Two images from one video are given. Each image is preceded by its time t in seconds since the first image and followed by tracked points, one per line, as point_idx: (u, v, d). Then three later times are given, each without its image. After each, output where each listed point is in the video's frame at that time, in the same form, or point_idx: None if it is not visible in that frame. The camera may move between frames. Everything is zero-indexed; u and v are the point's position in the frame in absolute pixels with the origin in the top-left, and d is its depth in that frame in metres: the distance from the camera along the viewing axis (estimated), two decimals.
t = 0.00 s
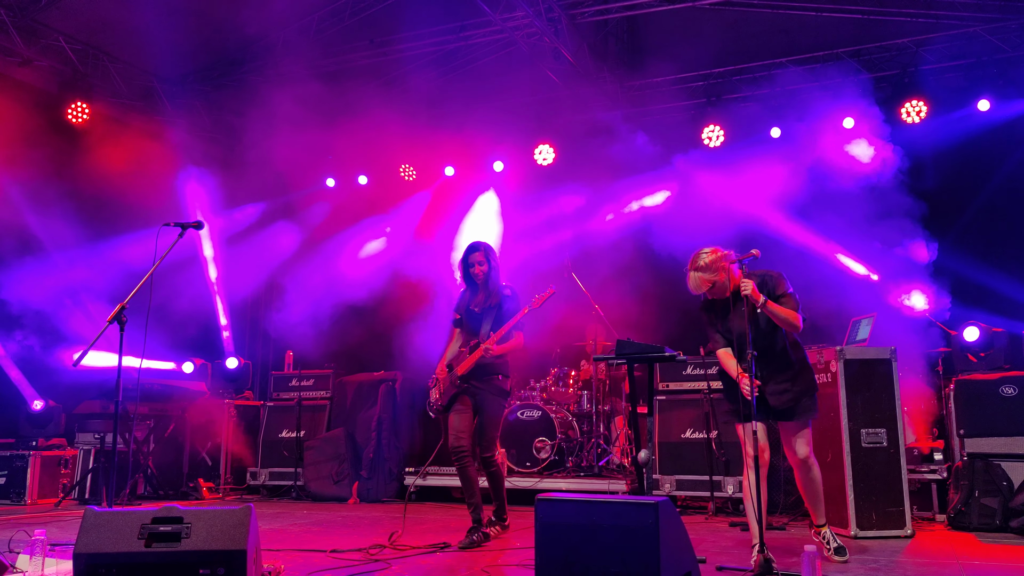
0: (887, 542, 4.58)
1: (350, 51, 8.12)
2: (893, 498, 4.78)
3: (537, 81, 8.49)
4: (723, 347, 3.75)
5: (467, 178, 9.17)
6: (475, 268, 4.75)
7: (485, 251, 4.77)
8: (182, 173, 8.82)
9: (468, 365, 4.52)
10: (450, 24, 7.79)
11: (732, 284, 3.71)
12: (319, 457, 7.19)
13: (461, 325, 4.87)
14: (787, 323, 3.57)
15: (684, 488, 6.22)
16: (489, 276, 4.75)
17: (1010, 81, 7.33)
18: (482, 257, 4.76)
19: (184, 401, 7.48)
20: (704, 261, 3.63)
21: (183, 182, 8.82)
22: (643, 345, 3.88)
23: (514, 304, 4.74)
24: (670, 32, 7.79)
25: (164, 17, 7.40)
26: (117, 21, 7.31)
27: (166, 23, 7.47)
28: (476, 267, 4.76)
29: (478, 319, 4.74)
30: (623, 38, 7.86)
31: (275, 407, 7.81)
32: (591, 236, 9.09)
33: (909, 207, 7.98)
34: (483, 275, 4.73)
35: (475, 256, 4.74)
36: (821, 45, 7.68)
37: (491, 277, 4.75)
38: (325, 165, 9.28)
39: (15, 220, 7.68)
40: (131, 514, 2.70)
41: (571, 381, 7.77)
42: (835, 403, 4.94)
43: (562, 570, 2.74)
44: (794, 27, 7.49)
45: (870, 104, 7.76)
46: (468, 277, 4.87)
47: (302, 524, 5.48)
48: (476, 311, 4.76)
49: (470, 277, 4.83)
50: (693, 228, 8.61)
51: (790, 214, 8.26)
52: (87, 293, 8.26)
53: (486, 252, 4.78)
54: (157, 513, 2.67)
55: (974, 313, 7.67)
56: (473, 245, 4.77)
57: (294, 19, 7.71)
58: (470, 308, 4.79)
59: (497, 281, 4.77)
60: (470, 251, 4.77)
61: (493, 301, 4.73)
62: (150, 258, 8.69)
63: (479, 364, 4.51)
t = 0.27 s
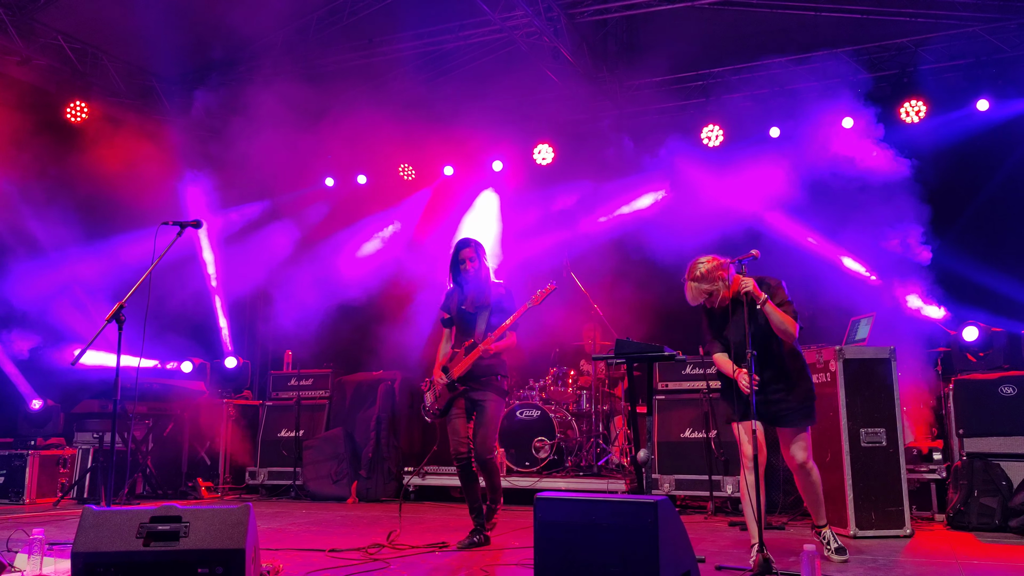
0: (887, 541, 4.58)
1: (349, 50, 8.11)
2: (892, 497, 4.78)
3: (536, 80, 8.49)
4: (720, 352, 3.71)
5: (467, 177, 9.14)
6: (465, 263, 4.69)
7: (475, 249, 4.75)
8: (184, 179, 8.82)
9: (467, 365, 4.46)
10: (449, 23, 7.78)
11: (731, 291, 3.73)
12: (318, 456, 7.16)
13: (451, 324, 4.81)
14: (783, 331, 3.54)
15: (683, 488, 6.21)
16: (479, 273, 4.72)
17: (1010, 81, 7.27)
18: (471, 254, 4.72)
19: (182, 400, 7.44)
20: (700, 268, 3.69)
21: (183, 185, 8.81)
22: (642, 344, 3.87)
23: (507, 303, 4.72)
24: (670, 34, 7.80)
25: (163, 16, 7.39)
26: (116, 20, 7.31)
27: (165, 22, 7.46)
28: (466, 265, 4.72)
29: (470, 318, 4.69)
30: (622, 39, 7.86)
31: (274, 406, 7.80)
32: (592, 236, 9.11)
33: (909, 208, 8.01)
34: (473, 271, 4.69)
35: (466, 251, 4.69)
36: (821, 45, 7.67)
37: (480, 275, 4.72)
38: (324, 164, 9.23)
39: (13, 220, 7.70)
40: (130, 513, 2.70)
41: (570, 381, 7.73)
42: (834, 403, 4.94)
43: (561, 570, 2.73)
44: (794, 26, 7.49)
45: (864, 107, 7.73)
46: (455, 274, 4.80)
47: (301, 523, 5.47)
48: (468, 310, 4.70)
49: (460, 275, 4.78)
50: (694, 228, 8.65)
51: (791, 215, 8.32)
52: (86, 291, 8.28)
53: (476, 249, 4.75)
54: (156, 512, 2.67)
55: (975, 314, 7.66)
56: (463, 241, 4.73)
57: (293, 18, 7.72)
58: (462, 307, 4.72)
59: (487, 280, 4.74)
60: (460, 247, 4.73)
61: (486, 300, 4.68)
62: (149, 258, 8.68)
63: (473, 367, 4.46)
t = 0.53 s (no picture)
0: (887, 540, 4.58)
1: (348, 49, 8.12)
2: (892, 496, 4.78)
3: (536, 79, 8.49)
4: (719, 340, 3.74)
5: (466, 175, 9.12)
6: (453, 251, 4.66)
7: (462, 237, 4.68)
8: (184, 181, 8.79)
9: (461, 356, 4.39)
10: (448, 22, 7.79)
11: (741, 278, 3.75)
12: (317, 455, 7.15)
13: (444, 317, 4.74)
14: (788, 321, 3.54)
15: (683, 486, 6.20)
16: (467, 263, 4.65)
17: (1009, 80, 7.24)
18: (457, 244, 4.66)
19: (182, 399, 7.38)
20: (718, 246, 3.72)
21: (190, 184, 8.81)
22: (641, 342, 3.85)
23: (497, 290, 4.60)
24: (670, 35, 7.90)
25: (162, 15, 7.40)
26: (115, 19, 7.31)
27: (164, 20, 7.47)
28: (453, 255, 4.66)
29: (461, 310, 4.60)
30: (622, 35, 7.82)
31: (273, 405, 7.80)
32: (592, 234, 9.12)
33: (912, 207, 7.96)
34: (461, 260, 4.65)
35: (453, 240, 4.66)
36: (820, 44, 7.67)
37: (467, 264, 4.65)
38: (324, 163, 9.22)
39: (11, 218, 7.72)
40: (129, 510, 2.70)
41: (570, 380, 7.68)
42: (834, 401, 4.94)
43: (562, 568, 2.73)
44: (794, 25, 7.52)
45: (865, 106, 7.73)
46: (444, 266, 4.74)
47: (300, 522, 5.47)
48: (458, 301, 4.60)
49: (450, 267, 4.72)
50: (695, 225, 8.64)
51: (791, 213, 8.29)
52: (86, 289, 8.30)
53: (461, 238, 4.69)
54: (155, 510, 2.66)
55: (977, 312, 7.68)
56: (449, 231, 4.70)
57: (293, 16, 7.75)
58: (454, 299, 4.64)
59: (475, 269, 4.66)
60: (444, 238, 4.68)
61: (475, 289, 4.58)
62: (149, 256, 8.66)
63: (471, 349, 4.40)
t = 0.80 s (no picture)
0: (886, 539, 4.56)
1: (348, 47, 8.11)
2: (892, 495, 4.75)
3: (536, 77, 8.48)
4: (721, 332, 3.74)
5: (464, 173, 9.06)
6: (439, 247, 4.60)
7: (450, 231, 4.63)
8: (184, 183, 8.65)
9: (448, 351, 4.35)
10: (448, 20, 7.79)
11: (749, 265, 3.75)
12: (315, 455, 7.15)
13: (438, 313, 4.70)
14: (788, 308, 3.57)
15: (682, 485, 6.20)
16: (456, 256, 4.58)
17: (1009, 78, 7.25)
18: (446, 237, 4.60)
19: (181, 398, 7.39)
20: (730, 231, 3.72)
21: (189, 186, 8.65)
22: (639, 340, 3.85)
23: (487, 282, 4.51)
24: (670, 35, 7.94)
25: (161, 13, 7.38)
26: (114, 17, 7.30)
27: (163, 18, 7.46)
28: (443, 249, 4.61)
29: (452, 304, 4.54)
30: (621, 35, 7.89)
31: (272, 404, 7.78)
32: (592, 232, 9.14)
33: (910, 204, 8.01)
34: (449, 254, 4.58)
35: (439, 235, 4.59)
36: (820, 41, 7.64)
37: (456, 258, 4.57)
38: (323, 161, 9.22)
39: (9, 217, 7.73)
40: (125, 509, 2.69)
41: (569, 378, 7.71)
42: (833, 399, 4.92)
43: (560, 567, 2.71)
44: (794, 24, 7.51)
45: (864, 112, 7.74)
46: (434, 260, 4.70)
47: (298, 521, 5.46)
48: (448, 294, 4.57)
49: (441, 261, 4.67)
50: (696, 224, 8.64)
51: (791, 211, 8.26)
52: (83, 287, 8.27)
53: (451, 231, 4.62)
54: (151, 508, 2.65)
55: (978, 310, 7.70)
56: (436, 224, 4.64)
57: (292, 14, 7.76)
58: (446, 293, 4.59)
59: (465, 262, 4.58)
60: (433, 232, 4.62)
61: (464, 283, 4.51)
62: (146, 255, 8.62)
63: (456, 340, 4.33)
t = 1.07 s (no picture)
0: (884, 538, 4.54)
1: (347, 45, 8.11)
2: (891, 494, 4.73)
3: (535, 75, 8.46)
4: (720, 336, 3.70)
5: (463, 173, 9.06)
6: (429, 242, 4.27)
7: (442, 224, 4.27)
8: (178, 185, 8.65)
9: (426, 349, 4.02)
10: (447, 18, 7.78)
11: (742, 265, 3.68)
12: (314, 453, 7.14)
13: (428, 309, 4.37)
14: (770, 303, 3.51)
15: (681, 484, 6.19)
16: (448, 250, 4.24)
17: (1010, 77, 7.18)
18: (438, 230, 4.26)
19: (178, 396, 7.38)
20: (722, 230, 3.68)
21: (185, 189, 8.64)
22: (636, 338, 3.84)
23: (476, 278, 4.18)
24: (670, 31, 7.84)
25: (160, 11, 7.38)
26: (112, 15, 7.28)
27: (162, 17, 7.45)
28: (434, 242, 4.28)
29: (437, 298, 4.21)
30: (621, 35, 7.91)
31: (270, 403, 7.77)
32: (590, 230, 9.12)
33: (908, 203, 7.99)
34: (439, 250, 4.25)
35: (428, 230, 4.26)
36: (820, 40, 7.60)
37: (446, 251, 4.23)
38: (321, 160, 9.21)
39: (8, 217, 7.69)
40: (118, 508, 2.67)
41: (568, 377, 7.66)
42: (832, 399, 4.90)
43: (554, 566, 2.69)
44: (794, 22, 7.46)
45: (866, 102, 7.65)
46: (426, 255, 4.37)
47: (295, 520, 5.44)
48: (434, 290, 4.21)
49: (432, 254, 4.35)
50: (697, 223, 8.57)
51: (789, 210, 8.27)
52: (78, 285, 8.23)
53: (444, 224, 4.27)
54: (144, 507, 2.64)
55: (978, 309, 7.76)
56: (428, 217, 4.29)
57: (292, 13, 7.77)
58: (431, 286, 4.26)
59: (455, 256, 4.25)
60: (426, 223, 4.28)
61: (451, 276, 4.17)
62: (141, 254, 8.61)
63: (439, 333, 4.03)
